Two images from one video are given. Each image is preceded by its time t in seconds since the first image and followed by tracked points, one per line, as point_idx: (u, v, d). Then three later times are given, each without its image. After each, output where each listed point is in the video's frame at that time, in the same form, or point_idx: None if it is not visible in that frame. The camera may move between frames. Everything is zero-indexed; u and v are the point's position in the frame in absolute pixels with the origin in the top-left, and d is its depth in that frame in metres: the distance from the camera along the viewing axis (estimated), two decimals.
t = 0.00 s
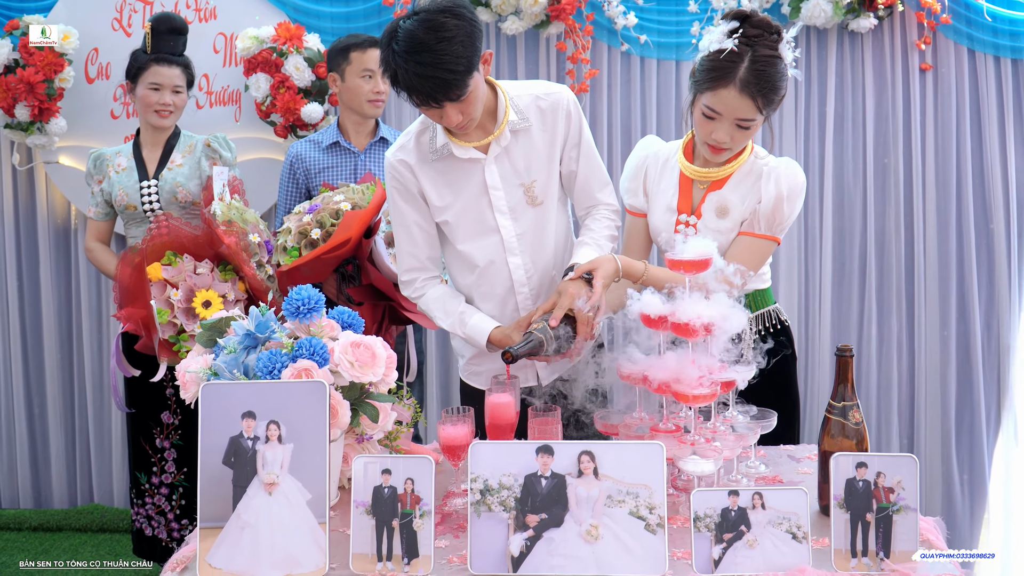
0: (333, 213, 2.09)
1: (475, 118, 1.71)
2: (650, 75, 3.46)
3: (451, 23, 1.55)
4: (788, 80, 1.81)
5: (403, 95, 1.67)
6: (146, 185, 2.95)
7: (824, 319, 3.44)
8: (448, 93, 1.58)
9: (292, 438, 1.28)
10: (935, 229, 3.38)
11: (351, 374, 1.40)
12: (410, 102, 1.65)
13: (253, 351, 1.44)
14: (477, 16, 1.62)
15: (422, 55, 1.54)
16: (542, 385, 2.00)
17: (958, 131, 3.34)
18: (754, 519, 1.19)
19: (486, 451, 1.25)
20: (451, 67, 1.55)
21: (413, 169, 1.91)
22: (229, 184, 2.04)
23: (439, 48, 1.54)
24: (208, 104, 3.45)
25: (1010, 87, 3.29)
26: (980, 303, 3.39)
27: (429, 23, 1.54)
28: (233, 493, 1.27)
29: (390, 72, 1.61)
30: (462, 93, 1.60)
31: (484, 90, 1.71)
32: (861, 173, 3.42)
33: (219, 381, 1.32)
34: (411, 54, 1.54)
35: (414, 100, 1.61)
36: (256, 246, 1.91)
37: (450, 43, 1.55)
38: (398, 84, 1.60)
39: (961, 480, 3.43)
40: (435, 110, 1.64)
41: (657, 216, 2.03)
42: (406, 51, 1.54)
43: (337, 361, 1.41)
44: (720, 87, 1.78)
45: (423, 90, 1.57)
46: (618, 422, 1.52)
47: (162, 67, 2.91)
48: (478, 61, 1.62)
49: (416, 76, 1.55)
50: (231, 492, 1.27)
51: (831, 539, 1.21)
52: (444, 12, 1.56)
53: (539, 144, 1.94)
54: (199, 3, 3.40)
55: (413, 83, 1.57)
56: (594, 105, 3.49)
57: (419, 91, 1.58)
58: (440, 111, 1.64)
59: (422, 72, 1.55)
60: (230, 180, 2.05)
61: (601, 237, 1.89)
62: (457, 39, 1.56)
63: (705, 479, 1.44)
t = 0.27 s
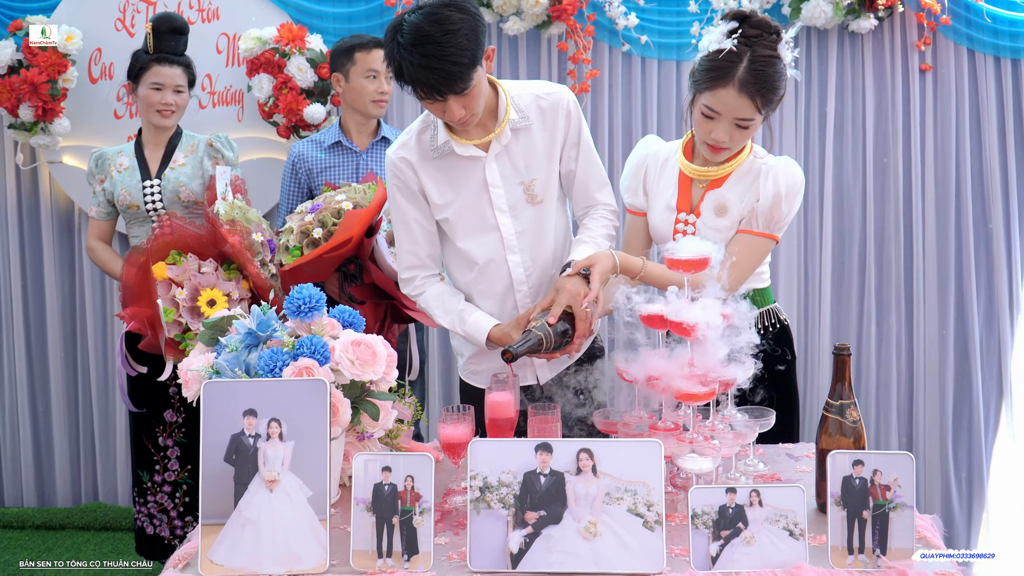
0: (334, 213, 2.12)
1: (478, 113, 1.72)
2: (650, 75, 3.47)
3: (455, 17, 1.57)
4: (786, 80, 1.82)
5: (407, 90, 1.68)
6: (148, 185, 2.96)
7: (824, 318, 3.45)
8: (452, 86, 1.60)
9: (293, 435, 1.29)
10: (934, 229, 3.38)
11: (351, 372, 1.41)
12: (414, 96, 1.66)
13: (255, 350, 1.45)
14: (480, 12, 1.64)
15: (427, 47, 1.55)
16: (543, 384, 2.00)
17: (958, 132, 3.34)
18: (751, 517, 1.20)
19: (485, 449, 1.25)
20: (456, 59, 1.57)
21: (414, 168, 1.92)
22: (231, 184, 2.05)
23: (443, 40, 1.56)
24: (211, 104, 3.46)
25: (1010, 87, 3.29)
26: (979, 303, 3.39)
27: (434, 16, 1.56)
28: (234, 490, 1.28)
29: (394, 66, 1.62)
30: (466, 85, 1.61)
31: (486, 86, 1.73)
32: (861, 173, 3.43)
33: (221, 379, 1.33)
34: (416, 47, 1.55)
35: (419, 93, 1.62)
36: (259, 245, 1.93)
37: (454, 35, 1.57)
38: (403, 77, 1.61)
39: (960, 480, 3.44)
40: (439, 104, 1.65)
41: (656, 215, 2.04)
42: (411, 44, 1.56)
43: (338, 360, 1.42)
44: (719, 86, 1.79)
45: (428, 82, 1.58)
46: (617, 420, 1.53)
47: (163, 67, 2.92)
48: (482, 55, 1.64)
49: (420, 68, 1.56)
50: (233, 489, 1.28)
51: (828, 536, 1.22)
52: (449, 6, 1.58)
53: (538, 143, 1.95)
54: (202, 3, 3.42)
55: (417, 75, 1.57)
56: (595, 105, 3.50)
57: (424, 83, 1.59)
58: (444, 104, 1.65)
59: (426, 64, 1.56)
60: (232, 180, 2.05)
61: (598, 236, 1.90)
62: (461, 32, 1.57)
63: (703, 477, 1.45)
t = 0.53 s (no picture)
0: (335, 212, 2.13)
1: (476, 106, 1.73)
2: (650, 75, 3.48)
3: (453, 9, 1.58)
4: (783, 79, 1.82)
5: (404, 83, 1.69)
6: (150, 185, 2.96)
7: (823, 318, 3.45)
8: (450, 77, 1.60)
9: (292, 432, 1.30)
10: (932, 228, 3.39)
11: (350, 370, 1.42)
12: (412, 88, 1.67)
13: (255, 347, 1.46)
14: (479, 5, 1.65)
15: (425, 38, 1.56)
16: (542, 382, 2.01)
17: (955, 131, 3.35)
18: (747, 514, 1.20)
19: (483, 446, 1.27)
20: (454, 50, 1.58)
21: (413, 165, 1.92)
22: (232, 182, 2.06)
23: (441, 31, 1.57)
24: (212, 104, 3.47)
25: (1008, 87, 3.29)
26: (976, 303, 3.40)
27: (433, 7, 1.57)
28: (234, 487, 1.29)
29: (392, 58, 1.64)
30: (464, 77, 1.62)
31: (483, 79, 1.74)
32: (859, 173, 3.43)
33: (221, 377, 1.34)
34: (414, 38, 1.56)
35: (416, 84, 1.63)
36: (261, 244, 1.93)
37: (452, 26, 1.58)
38: (401, 69, 1.61)
39: (958, 478, 3.45)
40: (436, 95, 1.66)
41: (654, 214, 2.05)
42: (409, 35, 1.57)
43: (337, 358, 1.43)
44: (716, 85, 1.80)
45: (426, 73, 1.59)
46: (615, 418, 1.54)
47: (157, 65, 2.94)
48: (480, 47, 1.65)
49: (418, 59, 1.57)
50: (233, 486, 1.29)
51: (823, 533, 1.23)
52: None
53: (536, 141, 1.96)
54: (203, 3, 3.43)
55: (415, 66, 1.58)
56: (595, 106, 3.51)
57: (422, 74, 1.60)
58: (441, 96, 1.66)
59: (424, 55, 1.57)
60: (234, 178, 2.05)
61: (594, 234, 1.91)
62: (459, 23, 1.59)
63: (699, 475, 1.46)
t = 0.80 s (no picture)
0: (336, 213, 2.14)
1: (470, 105, 1.74)
2: (649, 76, 3.49)
3: (445, 6, 1.60)
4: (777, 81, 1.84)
5: (399, 81, 1.70)
6: (153, 185, 2.98)
7: (821, 318, 3.47)
8: (442, 74, 1.62)
9: (292, 431, 1.32)
10: (929, 228, 3.40)
11: (349, 370, 1.44)
12: (405, 86, 1.68)
13: (255, 347, 1.48)
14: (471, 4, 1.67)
15: (418, 35, 1.58)
16: (538, 380, 2.02)
17: (952, 132, 3.36)
18: (741, 511, 1.22)
19: (480, 445, 1.28)
20: (445, 47, 1.59)
21: (410, 165, 1.94)
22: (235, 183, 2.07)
23: (434, 28, 1.58)
24: (213, 105, 3.49)
25: (1005, 89, 3.31)
26: (972, 302, 3.41)
27: (425, 5, 1.59)
28: (235, 485, 1.30)
29: (387, 57, 1.65)
30: (456, 74, 1.63)
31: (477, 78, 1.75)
32: (857, 173, 3.44)
33: (221, 377, 1.36)
34: (407, 35, 1.58)
35: (409, 81, 1.65)
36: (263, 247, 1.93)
37: (444, 24, 1.59)
38: (395, 67, 1.63)
39: (954, 477, 3.46)
40: (429, 92, 1.67)
41: (651, 214, 2.07)
42: (402, 32, 1.58)
43: (336, 357, 1.44)
44: (710, 87, 1.81)
45: (420, 70, 1.61)
46: (612, 417, 1.55)
47: (146, 64, 2.95)
48: (473, 45, 1.66)
49: (410, 56, 1.59)
50: (233, 484, 1.30)
51: (816, 531, 1.25)
52: None
53: (532, 141, 1.97)
54: (204, 6, 3.45)
55: (409, 63, 1.60)
56: (594, 107, 3.52)
57: (415, 71, 1.61)
58: (434, 93, 1.67)
59: (417, 52, 1.58)
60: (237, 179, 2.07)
61: (590, 234, 1.93)
62: (451, 21, 1.60)
63: (695, 473, 1.47)
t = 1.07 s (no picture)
0: (334, 213, 2.15)
1: (465, 105, 1.75)
2: (647, 76, 3.49)
3: (439, 7, 1.62)
4: (770, 81, 1.85)
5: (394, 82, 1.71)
6: (152, 185, 2.99)
7: (818, 318, 3.48)
8: (436, 74, 1.63)
9: (289, 429, 1.33)
10: (925, 227, 3.41)
11: (346, 368, 1.44)
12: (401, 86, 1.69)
13: (252, 346, 1.49)
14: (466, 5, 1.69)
15: (412, 35, 1.59)
16: (534, 378, 2.03)
17: (948, 133, 3.37)
18: (733, 508, 1.23)
19: (475, 443, 1.29)
20: (439, 46, 1.60)
21: (406, 166, 1.95)
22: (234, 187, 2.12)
23: (427, 28, 1.60)
24: (213, 105, 3.50)
25: (1001, 90, 3.31)
26: (969, 301, 3.42)
27: (419, 6, 1.61)
28: (232, 482, 1.31)
29: (382, 58, 1.67)
30: (450, 74, 1.64)
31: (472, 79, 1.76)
32: (854, 173, 3.45)
33: (219, 375, 1.37)
34: (401, 35, 1.60)
35: (404, 82, 1.66)
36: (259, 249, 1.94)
37: (438, 24, 1.61)
38: (390, 68, 1.64)
39: (950, 476, 3.48)
40: (424, 92, 1.68)
41: (646, 215, 2.08)
42: (396, 33, 1.60)
43: (332, 356, 1.45)
44: (704, 87, 1.82)
45: (414, 70, 1.62)
46: (607, 416, 1.56)
47: (146, 64, 2.96)
48: (467, 46, 1.67)
49: (405, 56, 1.60)
50: (231, 481, 1.31)
51: (808, 527, 1.26)
52: None
53: (527, 141, 1.99)
54: (204, 6, 3.46)
55: (403, 63, 1.61)
56: (592, 108, 3.53)
57: (409, 71, 1.63)
58: (428, 93, 1.68)
59: (411, 52, 1.60)
60: (236, 183, 2.11)
61: (587, 236, 1.94)
62: (445, 21, 1.62)
63: (688, 470, 1.48)
